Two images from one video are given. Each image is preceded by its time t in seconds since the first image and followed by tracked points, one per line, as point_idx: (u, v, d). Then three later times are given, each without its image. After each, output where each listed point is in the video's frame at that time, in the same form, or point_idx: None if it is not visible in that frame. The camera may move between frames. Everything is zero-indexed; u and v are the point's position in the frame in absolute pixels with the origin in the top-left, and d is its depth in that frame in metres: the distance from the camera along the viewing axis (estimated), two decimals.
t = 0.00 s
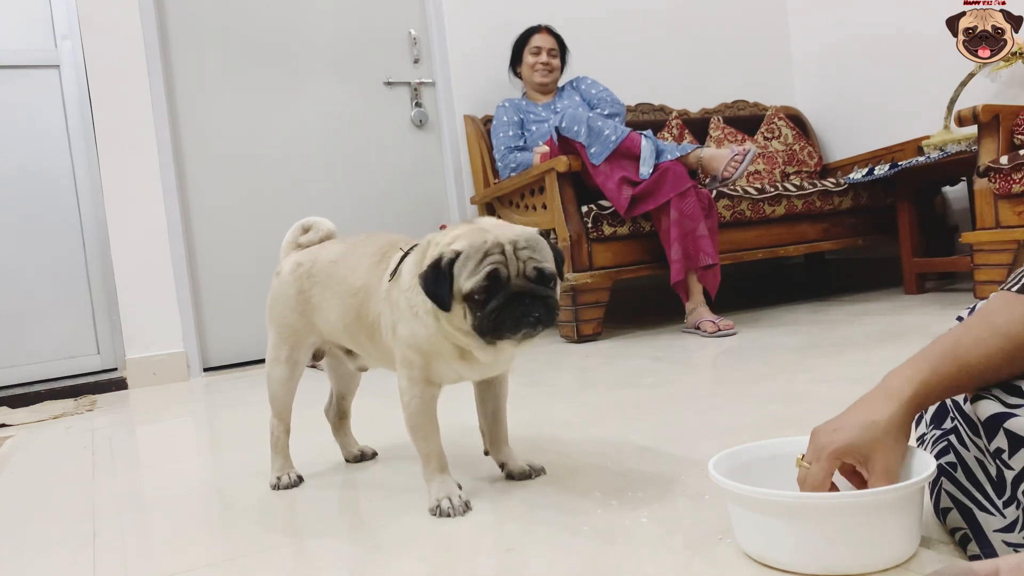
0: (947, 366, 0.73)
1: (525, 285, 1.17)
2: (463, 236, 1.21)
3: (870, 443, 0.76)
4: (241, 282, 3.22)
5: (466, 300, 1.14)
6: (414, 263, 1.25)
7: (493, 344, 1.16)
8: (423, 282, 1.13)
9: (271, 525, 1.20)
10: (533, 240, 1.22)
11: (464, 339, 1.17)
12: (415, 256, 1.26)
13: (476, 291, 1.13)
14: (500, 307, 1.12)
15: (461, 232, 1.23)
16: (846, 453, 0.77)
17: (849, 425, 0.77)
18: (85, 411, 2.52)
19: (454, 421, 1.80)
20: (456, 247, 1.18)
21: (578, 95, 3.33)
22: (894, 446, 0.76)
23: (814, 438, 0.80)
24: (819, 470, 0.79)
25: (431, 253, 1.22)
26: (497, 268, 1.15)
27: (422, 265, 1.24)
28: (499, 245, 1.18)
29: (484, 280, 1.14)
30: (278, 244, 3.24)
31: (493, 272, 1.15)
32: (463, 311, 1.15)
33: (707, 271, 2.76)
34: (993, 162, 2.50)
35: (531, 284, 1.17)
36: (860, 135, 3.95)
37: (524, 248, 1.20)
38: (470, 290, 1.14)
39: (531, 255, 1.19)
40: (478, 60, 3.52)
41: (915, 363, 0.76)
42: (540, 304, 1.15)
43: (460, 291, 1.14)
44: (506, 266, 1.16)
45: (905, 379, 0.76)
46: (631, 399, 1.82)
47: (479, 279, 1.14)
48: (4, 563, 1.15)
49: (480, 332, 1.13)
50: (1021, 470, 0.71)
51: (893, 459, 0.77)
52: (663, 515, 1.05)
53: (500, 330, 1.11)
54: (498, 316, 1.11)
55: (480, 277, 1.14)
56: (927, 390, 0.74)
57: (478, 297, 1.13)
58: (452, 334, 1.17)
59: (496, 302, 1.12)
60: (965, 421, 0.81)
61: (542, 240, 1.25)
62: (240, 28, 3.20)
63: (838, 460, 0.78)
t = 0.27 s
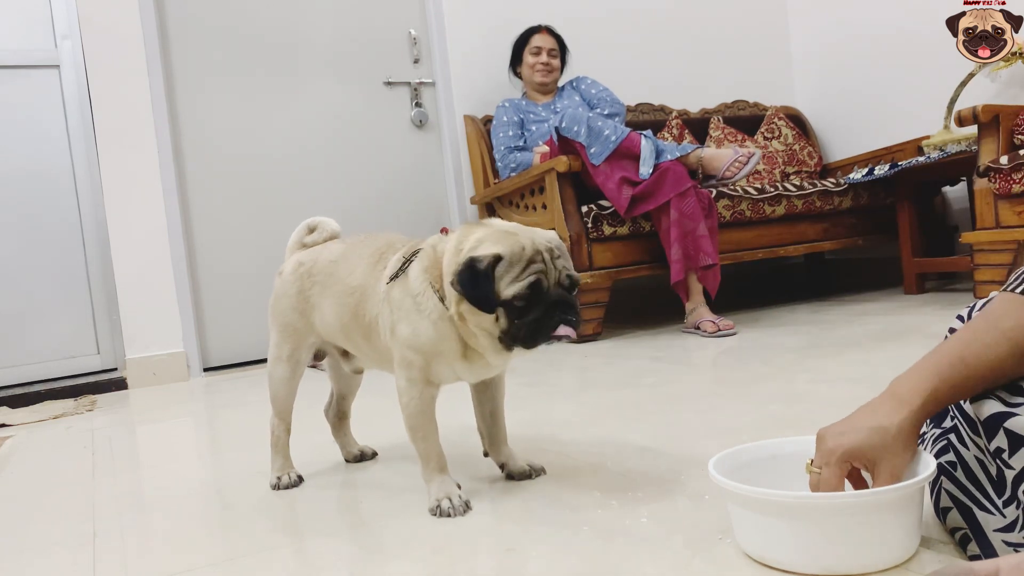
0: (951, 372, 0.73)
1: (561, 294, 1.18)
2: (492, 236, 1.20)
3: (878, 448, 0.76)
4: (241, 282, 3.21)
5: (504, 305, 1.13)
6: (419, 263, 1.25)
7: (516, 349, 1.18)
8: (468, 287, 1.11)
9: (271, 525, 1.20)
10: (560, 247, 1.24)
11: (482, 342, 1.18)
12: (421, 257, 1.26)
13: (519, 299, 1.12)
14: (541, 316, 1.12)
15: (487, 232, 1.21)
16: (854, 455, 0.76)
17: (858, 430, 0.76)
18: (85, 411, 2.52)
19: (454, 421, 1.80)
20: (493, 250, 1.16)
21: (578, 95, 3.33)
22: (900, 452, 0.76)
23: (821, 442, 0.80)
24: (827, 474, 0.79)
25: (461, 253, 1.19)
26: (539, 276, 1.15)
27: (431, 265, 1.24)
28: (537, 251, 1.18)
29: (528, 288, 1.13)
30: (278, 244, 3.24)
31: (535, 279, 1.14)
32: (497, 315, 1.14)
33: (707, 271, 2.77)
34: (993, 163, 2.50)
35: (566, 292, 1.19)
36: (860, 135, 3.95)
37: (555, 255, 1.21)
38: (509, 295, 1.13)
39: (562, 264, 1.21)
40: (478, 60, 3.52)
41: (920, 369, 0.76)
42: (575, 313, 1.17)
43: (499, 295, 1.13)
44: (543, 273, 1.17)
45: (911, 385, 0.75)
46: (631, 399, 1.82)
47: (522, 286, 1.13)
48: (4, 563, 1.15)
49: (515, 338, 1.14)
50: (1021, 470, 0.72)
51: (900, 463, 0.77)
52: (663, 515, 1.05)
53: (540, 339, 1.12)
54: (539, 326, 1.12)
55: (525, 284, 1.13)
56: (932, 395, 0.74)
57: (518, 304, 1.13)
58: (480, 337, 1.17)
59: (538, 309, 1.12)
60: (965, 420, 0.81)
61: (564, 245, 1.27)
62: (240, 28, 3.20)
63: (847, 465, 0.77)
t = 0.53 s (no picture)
0: (956, 386, 0.73)
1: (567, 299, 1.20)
2: (501, 239, 1.21)
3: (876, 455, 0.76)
4: (241, 282, 3.21)
5: (514, 309, 1.15)
6: (425, 263, 1.25)
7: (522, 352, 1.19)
8: (484, 289, 1.11)
9: (271, 525, 1.20)
10: (567, 251, 1.26)
11: (488, 343, 1.18)
12: (427, 258, 1.26)
13: (529, 304, 1.14)
14: (549, 322, 1.14)
15: (496, 234, 1.22)
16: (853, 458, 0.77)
17: (857, 436, 0.77)
18: (85, 411, 2.52)
19: (454, 422, 1.80)
20: (506, 253, 1.17)
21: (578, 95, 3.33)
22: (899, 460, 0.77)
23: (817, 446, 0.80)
24: (826, 478, 0.79)
25: (471, 255, 1.20)
26: (549, 282, 1.17)
27: (437, 266, 1.24)
28: (547, 257, 1.20)
29: (537, 293, 1.15)
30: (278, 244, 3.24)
31: (545, 285, 1.16)
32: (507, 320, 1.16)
33: (707, 271, 2.76)
34: (993, 163, 2.50)
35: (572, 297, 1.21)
36: (860, 135, 3.95)
37: (562, 260, 1.23)
38: (520, 300, 1.14)
39: (568, 269, 1.23)
40: (478, 60, 3.52)
41: (924, 379, 0.76)
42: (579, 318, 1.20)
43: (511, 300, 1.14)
44: (552, 279, 1.18)
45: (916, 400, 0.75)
46: (631, 399, 1.82)
47: (533, 292, 1.15)
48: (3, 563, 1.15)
49: (523, 342, 1.15)
50: (1021, 471, 0.72)
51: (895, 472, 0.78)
52: (663, 515, 1.05)
53: (547, 345, 1.14)
54: (547, 331, 1.14)
55: (534, 289, 1.15)
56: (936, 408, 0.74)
57: (527, 310, 1.15)
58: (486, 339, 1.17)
59: (546, 316, 1.15)
60: (965, 421, 0.81)
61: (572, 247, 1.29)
62: (240, 28, 3.20)
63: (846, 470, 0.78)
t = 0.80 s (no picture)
0: (947, 385, 0.74)
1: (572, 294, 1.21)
2: (503, 237, 1.21)
3: (870, 457, 0.76)
4: (240, 282, 3.21)
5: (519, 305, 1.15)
6: (426, 263, 1.25)
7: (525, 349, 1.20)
8: (492, 283, 1.11)
9: (270, 525, 1.20)
10: (570, 248, 1.27)
11: (491, 339, 1.19)
12: (428, 258, 1.26)
13: (535, 300, 1.14)
14: (554, 318, 1.15)
15: (498, 232, 1.23)
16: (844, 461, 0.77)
17: (846, 437, 0.78)
18: (85, 411, 2.52)
19: (454, 422, 1.80)
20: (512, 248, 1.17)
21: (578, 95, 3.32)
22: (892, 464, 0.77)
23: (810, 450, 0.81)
24: (817, 481, 0.80)
25: (473, 253, 1.21)
26: (554, 278, 1.17)
27: (439, 265, 1.24)
28: (552, 252, 1.20)
29: (544, 289, 1.15)
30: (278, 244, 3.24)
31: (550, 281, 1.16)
32: (511, 316, 1.16)
33: (707, 271, 2.76)
34: (993, 163, 2.50)
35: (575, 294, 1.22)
36: (860, 135, 3.95)
37: (566, 257, 1.23)
38: (526, 295, 1.15)
39: (572, 265, 1.24)
40: (478, 60, 3.52)
41: (915, 380, 0.76)
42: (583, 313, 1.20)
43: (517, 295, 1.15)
44: (557, 275, 1.18)
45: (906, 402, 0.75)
46: (631, 399, 1.82)
47: (539, 287, 1.15)
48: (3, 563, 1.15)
49: (529, 338, 1.16)
50: (1022, 471, 0.72)
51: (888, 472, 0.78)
52: (663, 515, 1.05)
53: (551, 341, 1.15)
54: (552, 327, 1.15)
55: (540, 285, 1.15)
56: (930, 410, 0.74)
57: (534, 305, 1.15)
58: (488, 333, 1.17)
59: (552, 310, 1.15)
60: (965, 421, 0.81)
61: (573, 244, 1.30)
62: (240, 28, 3.20)
63: (836, 472, 0.78)
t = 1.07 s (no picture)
0: (951, 366, 0.73)
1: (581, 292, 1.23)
2: (513, 237, 1.22)
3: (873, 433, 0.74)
4: (240, 282, 3.21)
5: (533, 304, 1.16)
6: (431, 264, 1.25)
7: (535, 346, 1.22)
8: (511, 284, 1.12)
9: (270, 525, 1.20)
10: (576, 246, 1.29)
11: (501, 338, 1.20)
12: (432, 259, 1.25)
13: (551, 299, 1.16)
14: (568, 316, 1.17)
15: (506, 232, 1.24)
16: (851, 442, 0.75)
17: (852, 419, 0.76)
18: (85, 411, 2.52)
19: (454, 422, 1.80)
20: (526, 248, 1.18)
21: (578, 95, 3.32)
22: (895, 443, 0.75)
23: (816, 437, 0.80)
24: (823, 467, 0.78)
25: (484, 252, 1.21)
26: (567, 278, 1.19)
27: (445, 266, 1.24)
28: (563, 251, 1.22)
29: (559, 288, 1.17)
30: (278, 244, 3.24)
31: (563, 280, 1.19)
32: (523, 314, 1.17)
33: (707, 271, 2.76)
34: (993, 163, 2.50)
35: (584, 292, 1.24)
36: (860, 135, 3.95)
37: (574, 255, 1.25)
38: (541, 294, 1.16)
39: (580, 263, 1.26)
40: (478, 60, 3.52)
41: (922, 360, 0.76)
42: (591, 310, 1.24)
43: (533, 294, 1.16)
44: (568, 275, 1.21)
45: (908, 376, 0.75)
46: (631, 399, 1.82)
47: (554, 286, 1.17)
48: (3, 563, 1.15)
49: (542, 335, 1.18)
50: (1022, 470, 0.72)
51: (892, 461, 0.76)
52: (663, 515, 1.05)
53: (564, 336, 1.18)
54: (567, 323, 1.18)
55: (556, 284, 1.17)
56: (933, 389, 0.74)
57: (549, 304, 1.17)
58: (498, 331, 1.18)
59: (566, 308, 1.17)
60: (965, 420, 0.81)
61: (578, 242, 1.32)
62: (241, 28, 3.20)
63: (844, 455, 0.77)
